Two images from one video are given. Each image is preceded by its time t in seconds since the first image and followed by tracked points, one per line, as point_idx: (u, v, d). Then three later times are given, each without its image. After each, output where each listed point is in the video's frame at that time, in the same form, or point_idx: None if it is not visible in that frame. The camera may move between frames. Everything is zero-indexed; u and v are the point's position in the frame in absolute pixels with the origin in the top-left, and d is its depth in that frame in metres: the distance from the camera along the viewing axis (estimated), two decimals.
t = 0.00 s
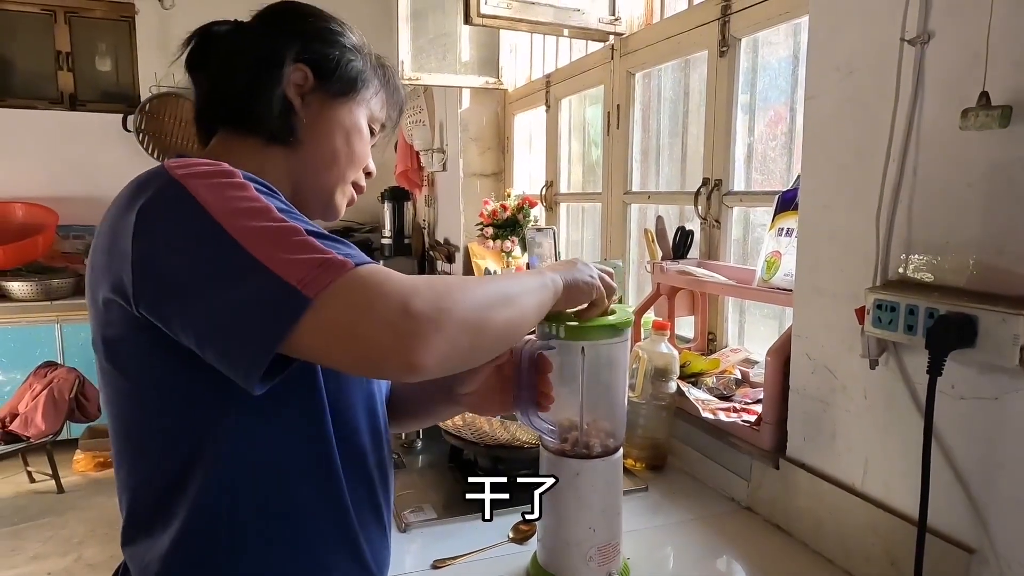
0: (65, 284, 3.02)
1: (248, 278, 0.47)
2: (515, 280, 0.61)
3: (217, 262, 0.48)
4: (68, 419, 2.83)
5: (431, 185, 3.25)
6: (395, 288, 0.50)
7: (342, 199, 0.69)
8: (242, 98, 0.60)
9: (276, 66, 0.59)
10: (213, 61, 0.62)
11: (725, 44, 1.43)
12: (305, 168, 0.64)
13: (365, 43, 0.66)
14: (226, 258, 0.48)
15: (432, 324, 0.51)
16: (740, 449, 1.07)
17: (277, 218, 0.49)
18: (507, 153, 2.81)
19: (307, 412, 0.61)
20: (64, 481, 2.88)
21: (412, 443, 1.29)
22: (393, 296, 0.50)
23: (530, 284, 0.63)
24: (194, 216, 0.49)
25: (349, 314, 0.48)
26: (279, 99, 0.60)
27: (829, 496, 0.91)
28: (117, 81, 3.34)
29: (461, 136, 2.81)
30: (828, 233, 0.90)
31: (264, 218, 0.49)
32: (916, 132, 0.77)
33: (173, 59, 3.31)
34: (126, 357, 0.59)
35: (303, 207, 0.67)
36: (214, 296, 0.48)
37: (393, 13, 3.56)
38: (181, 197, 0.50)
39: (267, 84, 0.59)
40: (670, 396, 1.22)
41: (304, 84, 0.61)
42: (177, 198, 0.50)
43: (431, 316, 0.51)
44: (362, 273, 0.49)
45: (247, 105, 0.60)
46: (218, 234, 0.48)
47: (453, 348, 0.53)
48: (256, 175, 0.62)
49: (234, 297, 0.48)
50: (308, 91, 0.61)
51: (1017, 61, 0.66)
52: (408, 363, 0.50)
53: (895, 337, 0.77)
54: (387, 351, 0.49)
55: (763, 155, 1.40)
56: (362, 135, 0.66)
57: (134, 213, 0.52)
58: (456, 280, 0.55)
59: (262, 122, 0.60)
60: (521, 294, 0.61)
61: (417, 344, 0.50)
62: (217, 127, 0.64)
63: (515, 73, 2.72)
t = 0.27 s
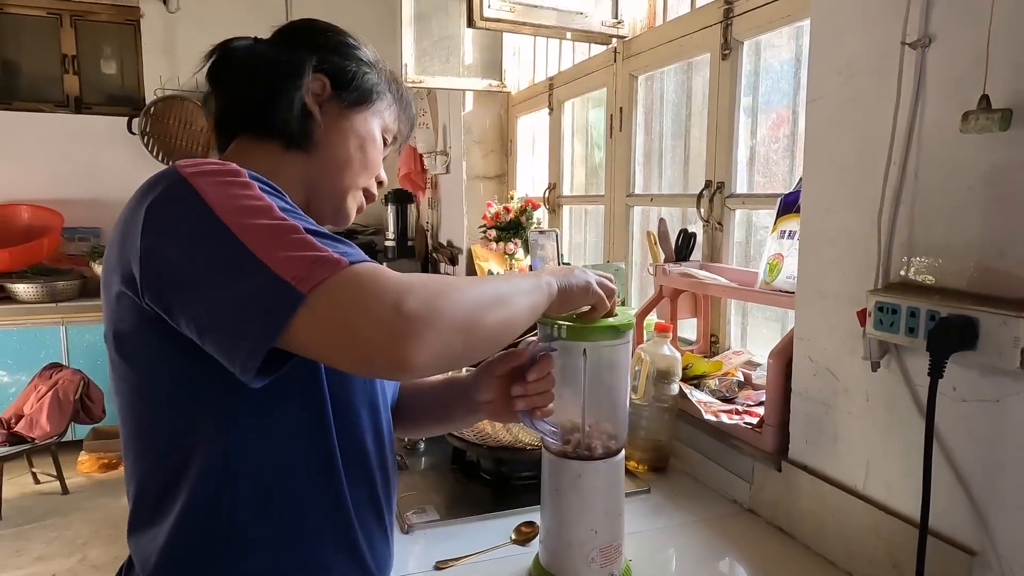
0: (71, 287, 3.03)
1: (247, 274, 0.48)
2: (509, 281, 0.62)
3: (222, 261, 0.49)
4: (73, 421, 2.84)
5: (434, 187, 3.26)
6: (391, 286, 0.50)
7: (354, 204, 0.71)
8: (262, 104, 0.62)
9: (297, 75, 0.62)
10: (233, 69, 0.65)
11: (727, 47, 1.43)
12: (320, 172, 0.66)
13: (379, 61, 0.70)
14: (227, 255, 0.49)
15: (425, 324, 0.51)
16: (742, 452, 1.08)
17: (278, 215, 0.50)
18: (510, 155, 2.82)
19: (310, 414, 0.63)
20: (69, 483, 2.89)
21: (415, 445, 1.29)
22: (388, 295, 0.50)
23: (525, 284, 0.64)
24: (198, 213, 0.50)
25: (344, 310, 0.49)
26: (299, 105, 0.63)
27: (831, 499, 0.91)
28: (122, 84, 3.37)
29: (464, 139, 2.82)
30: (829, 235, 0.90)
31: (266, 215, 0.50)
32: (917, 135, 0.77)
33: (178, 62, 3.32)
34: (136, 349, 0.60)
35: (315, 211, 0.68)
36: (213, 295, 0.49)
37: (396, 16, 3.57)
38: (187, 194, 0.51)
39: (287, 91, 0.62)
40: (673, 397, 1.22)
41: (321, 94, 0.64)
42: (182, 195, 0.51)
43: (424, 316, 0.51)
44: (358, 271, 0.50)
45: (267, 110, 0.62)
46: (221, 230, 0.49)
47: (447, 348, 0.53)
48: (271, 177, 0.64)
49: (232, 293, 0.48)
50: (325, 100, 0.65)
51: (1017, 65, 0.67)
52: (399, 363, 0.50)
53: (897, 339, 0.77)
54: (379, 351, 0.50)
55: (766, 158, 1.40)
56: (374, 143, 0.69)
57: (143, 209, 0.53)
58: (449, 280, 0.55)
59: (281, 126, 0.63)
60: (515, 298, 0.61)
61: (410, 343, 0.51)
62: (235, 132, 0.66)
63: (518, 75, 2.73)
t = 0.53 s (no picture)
0: (75, 288, 3.04)
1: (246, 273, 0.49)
2: (502, 292, 0.62)
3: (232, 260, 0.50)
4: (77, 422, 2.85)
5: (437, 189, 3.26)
6: (383, 291, 0.51)
7: (369, 209, 0.75)
8: (287, 111, 0.67)
9: (323, 85, 0.67)
10: (259, 78, 0.69)
11: (728, 49, 1.44)
12: (339, 177, 0.71)
13: (399, 76, 0.75)
14: (229, 253, 0.50)
15: (414, 331, 0.52)
16: (743, 453, 1.08)
17: (282, 216, 0.52)
18: (513, 158, 2.83)
19: (315, 416, 0.64)
20: (73, 483, 2.90)
21: (417, 446, 1.30)
22: (379, 300, 0.51)
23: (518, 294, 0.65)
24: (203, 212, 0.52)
25: (335, 311, 0.49)
26: (323, 112, 0.67)
27: (832, 501, 0.91)
28: (127, 86, 3.36)
29: (467, 141, 2.83)
30: (831, 238, 0.90)
31: (268, 214, 0.51)
32: (917, 138, 0.78)
33: (182, 65, 3.36)
34: (150, 344, 0.62)
35: (331, 213, 0.73)
36: (217, 293, 0.51)
37: (399, 19, 3.58)
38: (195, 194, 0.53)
39: (312, 99, 0.67)
40: (674, 399, 1.21)
41: (343, 103, 0.69)
42: (192, 194, 0.53)
43: (414, 323, 0.52)
44: (353, 275, 0.51)
45: (291, 115, 0.67)
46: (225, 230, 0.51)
47: (435, 357, 0.54)
48: (292, 179, 0.69)
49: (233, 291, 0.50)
50: (347, 109, 0.69)
51: (1017, 68, 0.67)
52: (385, 369, 0.51)
53: (897, 341, 0.77)
54: (366, 355, 0.50)
55: (767, 160, 1.41)
56: (391, 152, 0.73)
57: (158, 207, 0.54)
58: (441, 290, 0.56)
59: (304, 132, 0.67)
60: (507, 308, 0.62)
61: (398, 349, 0.51)
62: (258, 135, 0.70)
63: (520, 78, 2.74)
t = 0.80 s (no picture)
0: (78, 289, 3.05)
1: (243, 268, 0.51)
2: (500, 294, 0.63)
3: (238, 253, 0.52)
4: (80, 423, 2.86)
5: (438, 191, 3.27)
6: (376, 281, 0.52)
7: (381, 216, 0.77)
8: (305, 117, 0.70)
9: (340, 94, 0.70)
10: (279, 86, 0.73)
11: (730, 51, 1.44)
12: (351, 181, 0.73)
13: (415, 89, 0.78)
14: (230, 248, 0.52)
15: (404, 321, 0.52)
16: (745, 454, 1.08)
17: (288, 208, 0.53)
18: (515, 159, 2.83)
19: (315, 419, 0.66)
20: (76, 484, 2.91)
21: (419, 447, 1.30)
22: (372, 288, 0.52)
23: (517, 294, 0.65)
24: (207, 209, 0.54)
25: (328, 296, 0.51)
26: (339, 118, 0.70)
27: (833, 501, 0.92)
28: (130, 88, 3.38)
29: (469, 143, 2.84)
30: (832, 239, 0.91)
31: (275, 209, 0.53)
32: (918, 140, 0.78)
33: (185, 66, 3.32)
34: (160, 335, 0.64)
35: (343, 217, 0.75)
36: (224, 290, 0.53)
37: (402, 21, 3.59)
38: (201, 190, 0.55)
39: (330, 106, 0.69)
40: (676, 401, 1.22)
41: (359, 112, 0.71)
42: (204, 185, 0.55)
43: (404, 314, 0.53)
44: (348, 267, 0.52)
45: (309, 121, 0.69)
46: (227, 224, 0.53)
47: (424, 349, 0.54)
48: (306, 182, 0.71)
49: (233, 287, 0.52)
50: (362, 118, 0.72)
51: (1018, 70, 0.67)
52: (371, 354, 0.51)
53: (898, 342, 0.78)
54: (353, 339, 0.51)
55: (769, 162, 1.41)
56: (405, 160, 0.75)
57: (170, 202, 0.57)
58: (436, 286, 0.57)
59: (320, 136, 0.70)
60: (504, 306, 0.62)
61: (385, 336, 0.51)
62: (276, 141, 0.73)
63: (522, 80, 2.74)
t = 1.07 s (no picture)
0: (81, 289, 3.06)
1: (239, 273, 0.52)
2: (499, 287, 0.63)
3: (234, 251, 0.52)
4: (83, 423, 2.86)
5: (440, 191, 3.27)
6: (370, 280, 0.52)
7: (382, 218, 0.77)
8: (307, 121, 0.70)
9: (341, 98, 0.70)
10: (281, 91, 0.73)
11: (732, 52, 1.45)
12: (352, 184, 0.73)
13: (414, 95, 0.79)
14: (227, 248, 0.53)
15: (399, 318, 0.53)
16: (746, 455, 1.08)
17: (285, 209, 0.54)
18: (517, 160, 2.84)
19: (311, 420, 0.67)
20: (79, 484, 2.91)
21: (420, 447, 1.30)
22: (366, 288, 0.52)
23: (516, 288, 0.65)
24: (204, 212, 0.55)
25: (323, 297, 0.51)
26: (340, 121, 0.70)
27: (834, 502, 0.92)
28: (133, 88, 3.42)
29: (471, 143, 2.85)
30: (833, 240, 0.91)
31: (272, 213, 0.53)
32: (919, 140, 0.78)
33: (188, 67, 3.31)
34: (159, 333, 0.65)
35: (345, 220, 0.75)
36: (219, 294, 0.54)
37: (404, 21, 3.59)
38: (198, 191, 0.55)
39: (332, 110, 0.70)
40: (677, 401, 1.22)
41: (361, 116, 0.72)
42: (203, 185, 0.55)
43: (399, 311, 0.53)
44: (345, 266, 0.52)
45: (311, 125, 0.70)
46: (224, 228, 0.53)
47: (421, 346, 0.54)
48: (307, 184, 0.71)
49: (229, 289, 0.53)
50: (364, 122, 0.72)
51: (1019, 70, 0.67)
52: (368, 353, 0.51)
53: (899, 342, 0.78)
54: (349, 339, 0.51)
55: (770, 162, 1.41)
56: (406, 163, 0.76)
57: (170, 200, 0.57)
58: (432, 282, 0.57)
59: (321, 139, 0.70)
60: (503, 301, 0.62)
61: (381, 334, 0.52)
62: (279, 144, 0.74)
63: (524, 80, 2.75)
